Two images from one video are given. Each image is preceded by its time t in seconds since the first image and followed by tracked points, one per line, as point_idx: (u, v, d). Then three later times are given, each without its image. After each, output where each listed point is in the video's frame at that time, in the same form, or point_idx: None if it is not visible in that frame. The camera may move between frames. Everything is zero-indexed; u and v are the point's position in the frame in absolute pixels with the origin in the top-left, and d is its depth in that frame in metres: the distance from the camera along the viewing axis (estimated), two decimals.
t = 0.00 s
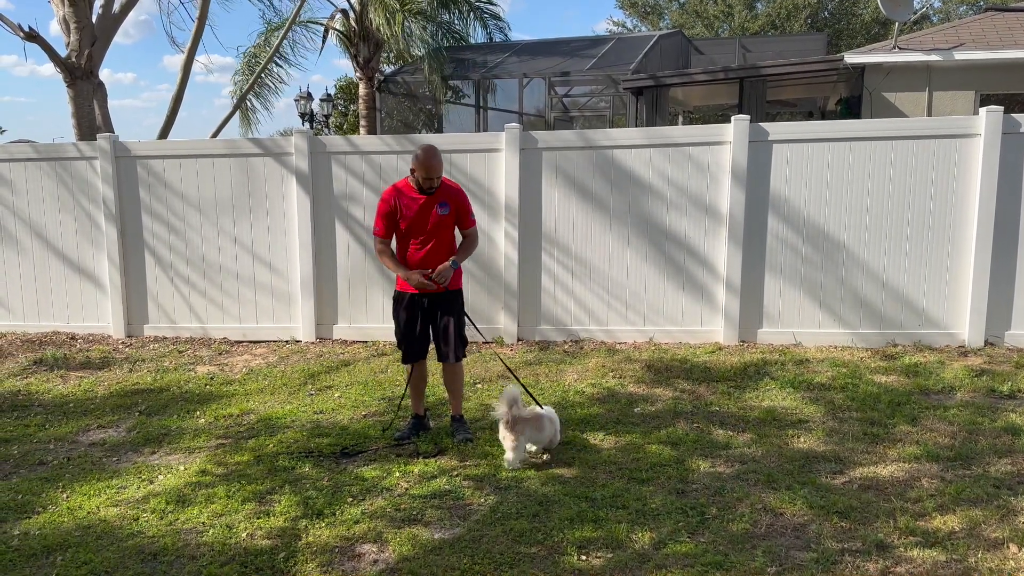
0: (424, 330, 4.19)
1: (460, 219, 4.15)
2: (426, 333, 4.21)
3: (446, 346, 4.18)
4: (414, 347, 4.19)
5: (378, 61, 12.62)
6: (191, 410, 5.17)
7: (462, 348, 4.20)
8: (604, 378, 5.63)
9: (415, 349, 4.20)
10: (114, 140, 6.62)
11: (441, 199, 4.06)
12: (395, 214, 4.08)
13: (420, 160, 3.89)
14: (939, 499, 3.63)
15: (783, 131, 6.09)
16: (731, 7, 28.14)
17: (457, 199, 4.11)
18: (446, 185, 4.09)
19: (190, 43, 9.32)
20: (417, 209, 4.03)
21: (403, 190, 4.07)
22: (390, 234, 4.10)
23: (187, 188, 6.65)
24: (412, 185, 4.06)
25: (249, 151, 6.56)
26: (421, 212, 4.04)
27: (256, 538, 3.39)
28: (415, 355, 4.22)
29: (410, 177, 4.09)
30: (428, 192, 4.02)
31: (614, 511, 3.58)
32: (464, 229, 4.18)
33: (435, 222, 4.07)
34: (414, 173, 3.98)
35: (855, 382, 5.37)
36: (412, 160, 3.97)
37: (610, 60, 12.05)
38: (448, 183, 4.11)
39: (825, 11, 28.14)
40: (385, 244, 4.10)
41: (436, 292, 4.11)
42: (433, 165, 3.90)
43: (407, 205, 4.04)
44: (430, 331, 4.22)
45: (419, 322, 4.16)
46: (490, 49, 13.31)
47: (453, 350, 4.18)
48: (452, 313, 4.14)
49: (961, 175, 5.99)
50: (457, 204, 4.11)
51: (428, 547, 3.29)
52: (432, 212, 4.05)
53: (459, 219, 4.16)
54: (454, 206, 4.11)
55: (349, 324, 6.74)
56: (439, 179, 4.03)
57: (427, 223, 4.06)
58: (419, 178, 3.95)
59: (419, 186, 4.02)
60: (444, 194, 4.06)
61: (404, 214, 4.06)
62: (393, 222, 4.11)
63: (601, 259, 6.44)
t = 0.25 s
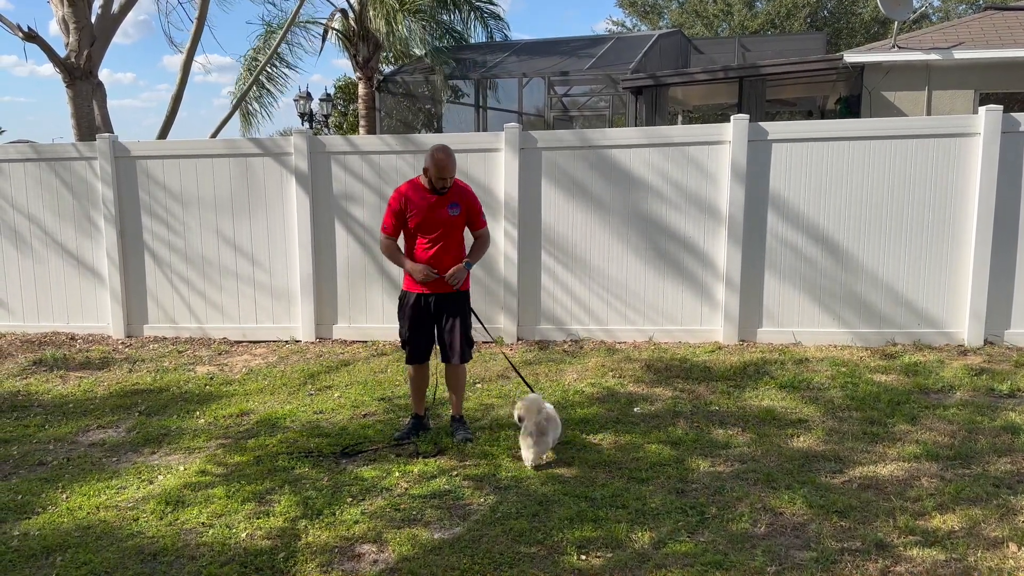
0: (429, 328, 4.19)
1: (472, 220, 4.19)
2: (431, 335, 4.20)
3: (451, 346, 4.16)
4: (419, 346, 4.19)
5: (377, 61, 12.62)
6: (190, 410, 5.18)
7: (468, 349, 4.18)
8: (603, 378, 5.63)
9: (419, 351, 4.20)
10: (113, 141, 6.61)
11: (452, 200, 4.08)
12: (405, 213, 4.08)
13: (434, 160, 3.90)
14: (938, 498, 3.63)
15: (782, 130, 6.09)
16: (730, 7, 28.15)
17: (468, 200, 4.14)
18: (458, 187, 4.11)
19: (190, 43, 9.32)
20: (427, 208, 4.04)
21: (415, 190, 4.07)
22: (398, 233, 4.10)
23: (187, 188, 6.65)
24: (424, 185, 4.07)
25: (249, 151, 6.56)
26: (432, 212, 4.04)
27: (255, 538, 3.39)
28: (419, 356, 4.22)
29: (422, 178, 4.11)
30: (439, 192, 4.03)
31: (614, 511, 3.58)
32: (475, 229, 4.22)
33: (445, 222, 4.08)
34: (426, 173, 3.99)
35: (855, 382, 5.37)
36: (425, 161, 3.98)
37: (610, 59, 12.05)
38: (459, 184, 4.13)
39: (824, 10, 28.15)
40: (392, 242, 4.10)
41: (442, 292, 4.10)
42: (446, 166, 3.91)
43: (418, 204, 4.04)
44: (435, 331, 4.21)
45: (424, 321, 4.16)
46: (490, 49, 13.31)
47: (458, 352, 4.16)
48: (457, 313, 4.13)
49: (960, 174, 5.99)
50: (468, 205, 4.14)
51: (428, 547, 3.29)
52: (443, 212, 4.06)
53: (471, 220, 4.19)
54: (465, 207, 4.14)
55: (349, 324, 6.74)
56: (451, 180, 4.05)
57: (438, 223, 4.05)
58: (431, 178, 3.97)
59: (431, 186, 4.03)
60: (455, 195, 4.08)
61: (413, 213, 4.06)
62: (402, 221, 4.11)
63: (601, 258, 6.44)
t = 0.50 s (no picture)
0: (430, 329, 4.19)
1: (482, 222, 4.18)
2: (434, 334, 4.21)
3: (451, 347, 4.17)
4: (419, 347, 4.20)
5: (376, 61, 12.62)
6: (190, 410, 5.18)
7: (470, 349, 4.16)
8: (603, 378, 5.63)
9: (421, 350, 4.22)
10: (112, 141, 6.61)
11: (462, 201, 4.08)
12: (412, 211, 4.09)
13: (445, 160, 3.91)
14: (938, 497, 3.64)
15: (781, 130, 6.09)
16: (729, 6, 28.16)
17: (478, 203, 4.13)
18: (468, 189, 4.12)
19: (189, 43, 9.31)
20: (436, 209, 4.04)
21: (425, 190, 4.09)
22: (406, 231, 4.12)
23: (186, 188, 6.65)
24: (434, 186, 4.08)
25: (248, 151, 6.56)
26: (440, 212, 4.04)
27: (255, 539, 3.39)
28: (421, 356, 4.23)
29: (433, 178, 4.12)
30: (449, 193, 4.03)
31: (614, 511, 3.58)
32: (485, 233, 4.20)
33: (453, 224, 4.07)
34: (438, 173, 4.01)
35: (854, 381, 5.36)
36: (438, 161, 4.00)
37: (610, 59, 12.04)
38: (470, 186, 4.13)
39: (824, 9, 28.15)
40: (398, 240, 4.11)
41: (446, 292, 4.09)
42: (458, 167, 3.91)
43: (426, 204, 4.05)
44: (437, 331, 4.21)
45: (424, 322, 4.16)
46: (489, 48, 13.31)
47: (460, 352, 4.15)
48: (458, 315, 4.12)
49: (959, 173, 5.99)
50: (478, 207, 4.13)
51: (428, 547, 3.29)
52: (452, 213, 4.06)
53: (481, 222, 4.18)
54: (474, 209, 4.13)
55: (349, 324, 6.74)
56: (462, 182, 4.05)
57: (445, 223, 4.04)
58: (442, 178, 3.98)
59: (441, 187, 4.04)
60: (465, 196, 4.08)
61: (420, 212, 4.07)
62: (410, 220, 4.13)
63: (601, 258, 6.44)
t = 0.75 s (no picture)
0: (429, 329, 4.18)
1: (487, 224, 4.16)
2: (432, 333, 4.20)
3: (450, 348, 4.20)
4: (418, 345, 4.18)
5: (375, 61, 12.62)
6: (189, 411, 5.18)
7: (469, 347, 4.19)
8: (602, 377, 5.64)
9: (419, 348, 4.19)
10: (111, 142, 6.61)
11: (466, 203, 4.07)
12: (416, 212, 4.09)
13: (450, 162, 3.91)
14: (937, 496, 3.64)
15: (780, 129, 6.09)
16: (728, 6, 28.18)
17: (482, 205, 4.12)
18: (473, 191, 4.10)
19: (187, 44, 9.31)
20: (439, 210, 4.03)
21: (429, 190, 4.09)
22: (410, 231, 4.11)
23: (185, 188, 6.65)
24: (438, 187, 4.07)
25: (247, 152, 6.56)
26: (443, 213, 4.04)
27: (254, 539, 3.39)
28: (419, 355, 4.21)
29: (438, 179, 4.11)
30: (453, 195, 4.03)
31: (613, 511, 3.58)
32: (490, 235, 4.19)
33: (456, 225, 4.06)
34: (442, 174, 4.00)
35: (853, 381, 5.37)
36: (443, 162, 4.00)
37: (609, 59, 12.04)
38: (475, 187, 4.12)
39: (823, 9, 28.17)
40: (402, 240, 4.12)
41: (446, 293, 4.10)
42: (462, 169, 3.91)
43: (430, 204, 4.05)
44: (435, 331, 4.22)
45: (424, 322, 4.15)
46: (488, 48, 13.31)
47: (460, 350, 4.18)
48: (458, 316, 4.14)
49: (958, 172, 5.99)
50: (482, 209, 4.12)
51: (427, 547, 3.29)
52: (456, 215, 4.05)
53: (485, 224, 4.16)
54: (478, 211, 4.12)
55: (348, 324, 6.74)
56: (467, 183, 4.04)
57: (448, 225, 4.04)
58: (447, 180, 3.98)
59: (446, 188, 4.04)
60: (468, 199, 4.07)
61: (424, 212, 4.07)
62: (414, 220, 4.12)
63: (600, 257, 6.44)
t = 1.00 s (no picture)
0: (427, 331, 4.15)
1: (483, 224, 4.17)
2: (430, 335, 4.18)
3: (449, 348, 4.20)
4: (417, 347, 4.16)
5: (374, 62, 12.62)
6: (189, 411, 5.18)
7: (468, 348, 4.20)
8: (601, 377, 5.64)
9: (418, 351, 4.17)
10: (110, 142, 6.62)
11: (461, 204, 4.08)
12: (412, 213, 4.08)
13: (445, 164, 3.90)
14: (936, 496, 3.64)
15: (779, 129, 6.09)
16: (727, 6, 28.20)
17: (478, 206, 4.12)
18: (468, 191, 4.11)
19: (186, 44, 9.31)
20: (435, 211, 4.04)
21: (424, 191, 4.08)
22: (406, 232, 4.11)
23: (184, 189, 6.65)
24: (434, 188, 4.07)
25: (246, 152, 6.56)
26: (439, 215, 4.04)
27: (254, 540, 3.39)
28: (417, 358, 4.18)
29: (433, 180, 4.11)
30: (448, 196, 4.03)
31: (613, 511, 3.58)
32: (486, 235, 4.20)
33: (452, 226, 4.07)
34: (437, 176, 4.00)
35: (853, 381, 5.37)
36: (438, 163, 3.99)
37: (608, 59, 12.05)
38: (470, 188, 4.12)
39: (821, 8, 28.19)
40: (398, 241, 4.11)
41: (443, 294, 4.10)
42: (457, 171, 3.91)
43: (425, 206, 4.05)
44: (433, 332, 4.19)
45: (421, 323, 4.12)
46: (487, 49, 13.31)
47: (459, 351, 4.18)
48: (456, 315, 4.14)
49: (956, 172, 6.00)
50: (478, 210, 4.13)
51: (426, 547, 3.30)
52: (452, 216, 4.05)
53: (481, 224, 4.17)
54: (474, 212, 4.13)
55: (347, 325, 6.74)
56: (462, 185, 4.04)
57: (444, 225, 4.04)
58: (442, 181, 3.98)
59: (441, 189, 4.04)
60: (464, 200, 4.08)
61: (420, 214, 4.07)
62: (410, 220, 4.12)
63: (599, 257, 6.44)
